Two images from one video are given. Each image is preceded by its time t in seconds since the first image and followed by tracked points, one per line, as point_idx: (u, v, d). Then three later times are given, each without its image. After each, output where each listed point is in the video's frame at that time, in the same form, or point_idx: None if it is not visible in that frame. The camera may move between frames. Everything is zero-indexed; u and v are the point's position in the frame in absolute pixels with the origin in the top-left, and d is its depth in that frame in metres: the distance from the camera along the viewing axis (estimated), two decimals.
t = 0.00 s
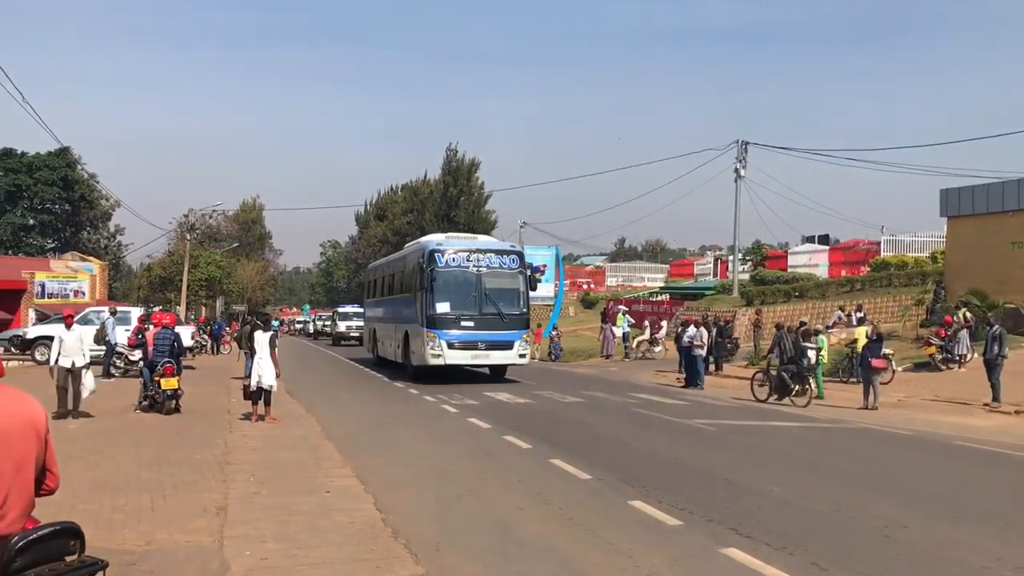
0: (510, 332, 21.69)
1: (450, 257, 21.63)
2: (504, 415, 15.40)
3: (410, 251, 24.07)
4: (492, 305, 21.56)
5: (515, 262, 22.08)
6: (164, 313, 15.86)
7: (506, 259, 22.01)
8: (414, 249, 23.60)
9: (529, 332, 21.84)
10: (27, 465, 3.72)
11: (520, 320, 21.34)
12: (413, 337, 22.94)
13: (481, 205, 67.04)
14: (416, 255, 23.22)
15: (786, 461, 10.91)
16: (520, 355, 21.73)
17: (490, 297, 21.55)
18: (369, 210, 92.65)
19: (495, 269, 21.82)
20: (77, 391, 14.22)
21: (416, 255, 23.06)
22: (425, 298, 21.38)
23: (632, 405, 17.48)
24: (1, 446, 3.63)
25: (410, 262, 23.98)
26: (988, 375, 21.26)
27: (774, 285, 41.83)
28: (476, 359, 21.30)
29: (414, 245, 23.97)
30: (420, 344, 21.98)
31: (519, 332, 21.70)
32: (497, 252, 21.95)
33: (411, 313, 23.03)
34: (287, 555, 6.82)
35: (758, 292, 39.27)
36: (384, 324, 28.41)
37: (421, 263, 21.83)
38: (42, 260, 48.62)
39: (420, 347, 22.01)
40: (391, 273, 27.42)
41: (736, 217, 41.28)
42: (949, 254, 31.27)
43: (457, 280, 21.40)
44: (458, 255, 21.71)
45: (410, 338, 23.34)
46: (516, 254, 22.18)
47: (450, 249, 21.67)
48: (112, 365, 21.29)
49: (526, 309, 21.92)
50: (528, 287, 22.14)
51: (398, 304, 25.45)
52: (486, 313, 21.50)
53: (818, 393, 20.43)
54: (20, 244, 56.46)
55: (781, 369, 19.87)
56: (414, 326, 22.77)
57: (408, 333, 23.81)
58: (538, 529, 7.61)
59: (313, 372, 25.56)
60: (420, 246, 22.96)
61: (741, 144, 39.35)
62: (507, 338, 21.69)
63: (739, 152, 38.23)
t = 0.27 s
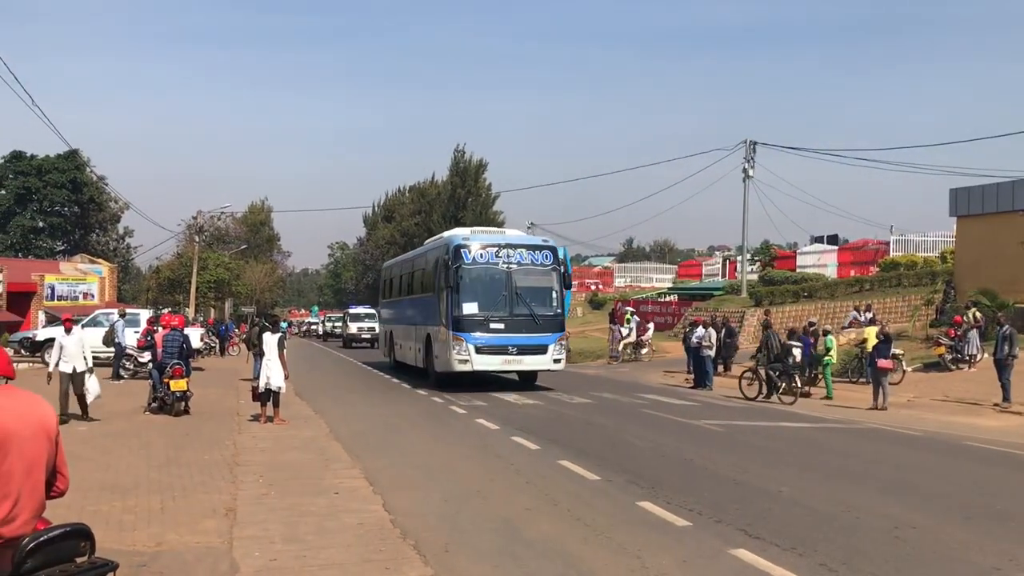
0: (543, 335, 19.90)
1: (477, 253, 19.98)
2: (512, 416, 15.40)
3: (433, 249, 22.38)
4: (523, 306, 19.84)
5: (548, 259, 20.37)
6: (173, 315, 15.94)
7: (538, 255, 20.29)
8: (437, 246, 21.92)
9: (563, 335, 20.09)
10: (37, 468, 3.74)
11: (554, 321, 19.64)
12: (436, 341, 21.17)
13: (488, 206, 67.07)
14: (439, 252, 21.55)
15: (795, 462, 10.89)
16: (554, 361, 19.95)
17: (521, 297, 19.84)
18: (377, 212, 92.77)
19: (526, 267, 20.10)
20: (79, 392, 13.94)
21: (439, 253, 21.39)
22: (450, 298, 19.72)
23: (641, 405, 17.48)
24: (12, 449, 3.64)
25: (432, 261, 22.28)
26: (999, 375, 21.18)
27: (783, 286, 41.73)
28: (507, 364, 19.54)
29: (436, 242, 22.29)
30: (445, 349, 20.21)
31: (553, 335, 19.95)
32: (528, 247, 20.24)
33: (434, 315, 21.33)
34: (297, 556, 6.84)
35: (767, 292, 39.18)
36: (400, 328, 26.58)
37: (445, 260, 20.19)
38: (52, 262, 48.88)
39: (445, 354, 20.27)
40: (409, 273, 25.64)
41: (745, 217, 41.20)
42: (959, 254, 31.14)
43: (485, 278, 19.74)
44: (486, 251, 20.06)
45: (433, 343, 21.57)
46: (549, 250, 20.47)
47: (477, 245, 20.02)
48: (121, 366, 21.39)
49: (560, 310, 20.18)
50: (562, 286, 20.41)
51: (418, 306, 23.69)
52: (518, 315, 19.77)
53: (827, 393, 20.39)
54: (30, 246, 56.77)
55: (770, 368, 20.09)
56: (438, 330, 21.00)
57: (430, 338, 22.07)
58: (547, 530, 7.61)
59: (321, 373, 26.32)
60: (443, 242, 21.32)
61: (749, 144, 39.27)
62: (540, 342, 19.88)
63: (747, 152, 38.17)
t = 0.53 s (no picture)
0: (582, 337, 17.75)
1: (507, 246, 17.86)
2: (520, 416, 15.41)
3: (457, 241, 20.34)
4: (559, 304, 17.73)
5: (586, 252, 18.22)
6: (182, 316, 16.00)
7: (576, 248, 18.20)
8: (462, 239, 19.85)
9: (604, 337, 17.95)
10: (48, 469, 3.77)
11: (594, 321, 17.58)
12: (462, 342, 19.14)
13: (495, 206, 67.08)
14: (464, 245, 19.47)
15: (803, 462, 10.87)
16: (594, 366, 17.80)
17: (557, 296, 17.72)
18: (384, 212, 92.88)
19: (562, 261, 17.96)
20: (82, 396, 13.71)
21: (465, 245, 19.31)
22: (478, 296, 17.67)
23: (648, 405, 17.47)
24: (24, 449, 3.67)
25: (456, 255, 20.22)
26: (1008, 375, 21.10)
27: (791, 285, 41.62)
28: (542, 370, 17.47)
29: (461, 234, 20.24)
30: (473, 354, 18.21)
31: (592, 337, 17.82)
32: (565, 238, 18.15)
33: (460, 314, 19.26)
34: (305, 556, 6.86)
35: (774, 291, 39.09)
36: (420, 328, 24.52)
37: (472, 254, 18.11)
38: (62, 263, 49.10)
39: (472, 359, 18.25)
40: (429, 269, 23.60)
41: (752, 216, 41.13)
42: (967, 253, 31.02)
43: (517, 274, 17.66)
44: (517, 244, 17.93)
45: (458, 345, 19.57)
46: (588, 243, 18.33)
47: (508, 237, 17.91)
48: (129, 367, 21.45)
49: (600, 309, 18.06)
50: (601, 282, 18.26)
51: (440, 304, 21.64)
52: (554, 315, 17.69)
53: (835, 392, 20.34)
54: (40, 247, 57.05)
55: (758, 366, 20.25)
56: (463, 331, 18.93)
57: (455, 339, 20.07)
58: (555, 530, 7.61)
59: (329, 373, 26.42)
60: (469, 234, 19.24)
61: (756, 143, 39.17)
62: (579, 345, 17.77)
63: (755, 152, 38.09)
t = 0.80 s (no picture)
0: (628, 338, 15.93)
1: (545, 235, 16.10)
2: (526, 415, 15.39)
3: (484, 232, 18.58)
4: (603, 301, 15.95)
5: (632, 243, 16.43)
6: (189, 315, 16.03)
7: (621, 238, 16.42)
8: (490, 229, 18.07)
9: (653, 338, 16.13)
10: (57, 468, 3.77)
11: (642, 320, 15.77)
12: (491, 345, 17.37)
13: (501, 204, 67.06)
14: (494, 236, 17.68)
15: (810, 461, 10.83)
16: (642, 371, 15.98)
17: (601, 291, 15.93)
18: (390, 211, 92.93)
19: (606, 253, 16.18)
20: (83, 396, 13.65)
21: (495, 236, 17.52)
22: (512, 292, 15.87)
23: (655, 404, 17.44)
24: (32, 448, 3.67)
25: (483, 247, 18.45)
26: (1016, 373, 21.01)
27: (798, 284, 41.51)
28: (585, 375, 15.64)
29: (488, 225, 18.46)
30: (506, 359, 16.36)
31: (640, 337, 16.00)
32: (608, 228, 16.40)
33: (490, 313, 17.43)
34: (312, 555, 6.86)
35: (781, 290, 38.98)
36: (438, 330, 22.68)
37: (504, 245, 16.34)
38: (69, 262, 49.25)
39: (505, 365, 16.43)
40: (450, 264, 21.77)
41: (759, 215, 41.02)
42: (975, 251, 30.90)
43: (556, 267, 15.90)
44: (555, 233, 16.17)
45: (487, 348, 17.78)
46: (633, 233, 16.56)
47: (544, 226, 16.17)
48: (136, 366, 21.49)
49: (647, 307, 16.26)
50: (649, 276, 16.46)
51: (464, 302, 19.80)
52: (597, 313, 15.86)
53: (842, 391, 20.28)
54: (47, 246, 57.23)
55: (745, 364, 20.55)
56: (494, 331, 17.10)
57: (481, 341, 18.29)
58: (561, 529, 7.60)
59: (336, 373, 25.89)
60: (499, 223, 17.48)
61: (762, 141, 39.06)
62: (625, 346, 15.93)
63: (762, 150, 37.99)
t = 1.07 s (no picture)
0: (685, 340, 13.97)
1: (591, 221, 14.13)
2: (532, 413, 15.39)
3: (518, 218, 16.64)
4: (658, 297, 13.95)
5: (690, 230, 14.40)
6: (195, 313, 16.07)
7: (678, 224, 14.40)
8: (526, 215, 16.12)
9: (714, 339, 14.17)
10: (66, 465, 3.79)
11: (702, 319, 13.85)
12: (528, 346, 15.49)
13: (506, 202, 67.05)
14: (530, 222, 15.73)
15: (816, 458, 10.81)
16: (703, 377, 14.02)
17: (656, 285, 13.93)
18: (395, 210, 92.97)
19: (661, 241, 14.16)
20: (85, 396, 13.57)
21: (532, 222, 15.58)
22: (553, 286, 13.90)
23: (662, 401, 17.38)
24: (40, 446, 3.68)
25: (517, 236, 16.52)
26: None
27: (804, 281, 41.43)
28: (637, 381, 13.71)
29: (523, 210, 16.53)
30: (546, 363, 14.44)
31: (700, 339, 14.03)
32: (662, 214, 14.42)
33: (526, 309, 15.52)
34: (319, 552, 6.88)
35: (787, 287, 38.90)
36: (462, 328, 20.79)
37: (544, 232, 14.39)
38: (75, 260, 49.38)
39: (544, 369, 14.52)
40: (476, 254, 19.86)
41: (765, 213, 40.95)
42: (982, 248, 30.80)
43: (603, 258, 13.92)
44: (602, 218, 14.22)
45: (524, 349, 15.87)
46: (692, 218, 14.52)
47: (589, 210, 14.22)
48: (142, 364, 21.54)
49: (708, 304, 14.24)
50: (710, 268, 14.43)
51: (494, 297, 17.87)
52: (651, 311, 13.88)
53: (848, 388, 20.24)
54: (53, 244, 57.37)
55: (730, 359, 21.70)
56: (532, 330, 15.17)
57: (516, 342, 16.41)
58: (567, 526, 7.62)
59: (346, 372, 24.91)
60: (537, 207, 15.55)
61: (767, 139, 38.92)
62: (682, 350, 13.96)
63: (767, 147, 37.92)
